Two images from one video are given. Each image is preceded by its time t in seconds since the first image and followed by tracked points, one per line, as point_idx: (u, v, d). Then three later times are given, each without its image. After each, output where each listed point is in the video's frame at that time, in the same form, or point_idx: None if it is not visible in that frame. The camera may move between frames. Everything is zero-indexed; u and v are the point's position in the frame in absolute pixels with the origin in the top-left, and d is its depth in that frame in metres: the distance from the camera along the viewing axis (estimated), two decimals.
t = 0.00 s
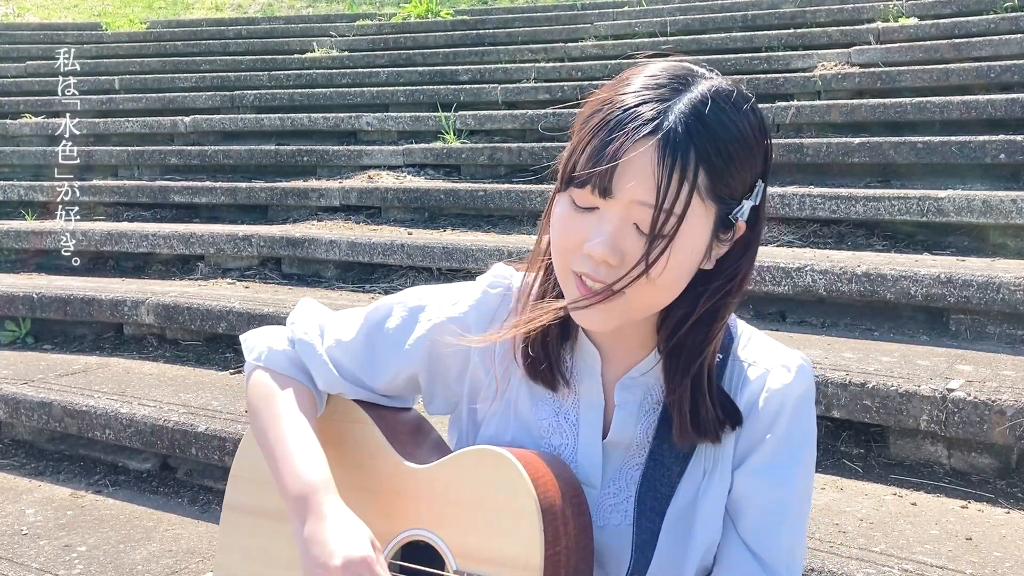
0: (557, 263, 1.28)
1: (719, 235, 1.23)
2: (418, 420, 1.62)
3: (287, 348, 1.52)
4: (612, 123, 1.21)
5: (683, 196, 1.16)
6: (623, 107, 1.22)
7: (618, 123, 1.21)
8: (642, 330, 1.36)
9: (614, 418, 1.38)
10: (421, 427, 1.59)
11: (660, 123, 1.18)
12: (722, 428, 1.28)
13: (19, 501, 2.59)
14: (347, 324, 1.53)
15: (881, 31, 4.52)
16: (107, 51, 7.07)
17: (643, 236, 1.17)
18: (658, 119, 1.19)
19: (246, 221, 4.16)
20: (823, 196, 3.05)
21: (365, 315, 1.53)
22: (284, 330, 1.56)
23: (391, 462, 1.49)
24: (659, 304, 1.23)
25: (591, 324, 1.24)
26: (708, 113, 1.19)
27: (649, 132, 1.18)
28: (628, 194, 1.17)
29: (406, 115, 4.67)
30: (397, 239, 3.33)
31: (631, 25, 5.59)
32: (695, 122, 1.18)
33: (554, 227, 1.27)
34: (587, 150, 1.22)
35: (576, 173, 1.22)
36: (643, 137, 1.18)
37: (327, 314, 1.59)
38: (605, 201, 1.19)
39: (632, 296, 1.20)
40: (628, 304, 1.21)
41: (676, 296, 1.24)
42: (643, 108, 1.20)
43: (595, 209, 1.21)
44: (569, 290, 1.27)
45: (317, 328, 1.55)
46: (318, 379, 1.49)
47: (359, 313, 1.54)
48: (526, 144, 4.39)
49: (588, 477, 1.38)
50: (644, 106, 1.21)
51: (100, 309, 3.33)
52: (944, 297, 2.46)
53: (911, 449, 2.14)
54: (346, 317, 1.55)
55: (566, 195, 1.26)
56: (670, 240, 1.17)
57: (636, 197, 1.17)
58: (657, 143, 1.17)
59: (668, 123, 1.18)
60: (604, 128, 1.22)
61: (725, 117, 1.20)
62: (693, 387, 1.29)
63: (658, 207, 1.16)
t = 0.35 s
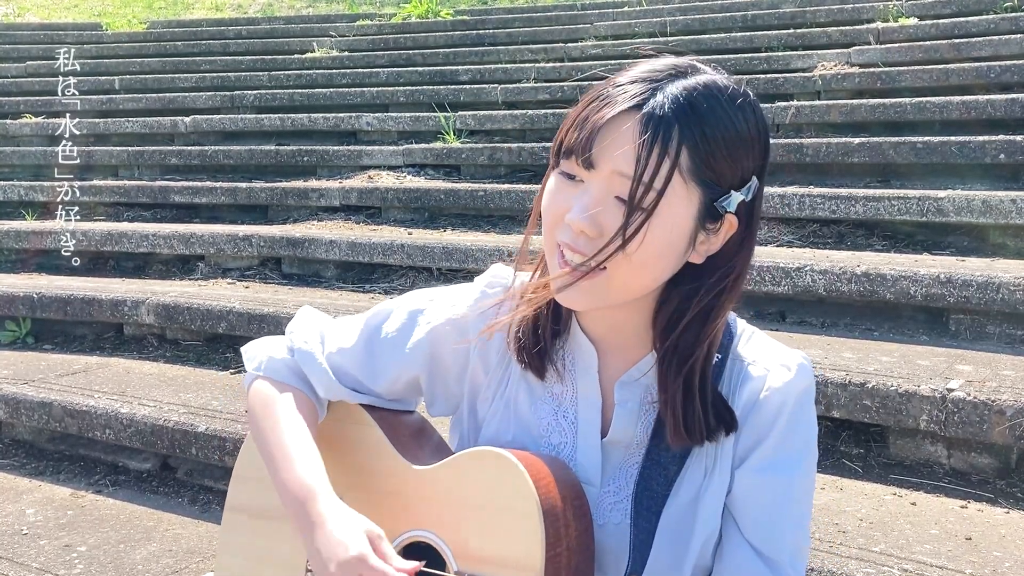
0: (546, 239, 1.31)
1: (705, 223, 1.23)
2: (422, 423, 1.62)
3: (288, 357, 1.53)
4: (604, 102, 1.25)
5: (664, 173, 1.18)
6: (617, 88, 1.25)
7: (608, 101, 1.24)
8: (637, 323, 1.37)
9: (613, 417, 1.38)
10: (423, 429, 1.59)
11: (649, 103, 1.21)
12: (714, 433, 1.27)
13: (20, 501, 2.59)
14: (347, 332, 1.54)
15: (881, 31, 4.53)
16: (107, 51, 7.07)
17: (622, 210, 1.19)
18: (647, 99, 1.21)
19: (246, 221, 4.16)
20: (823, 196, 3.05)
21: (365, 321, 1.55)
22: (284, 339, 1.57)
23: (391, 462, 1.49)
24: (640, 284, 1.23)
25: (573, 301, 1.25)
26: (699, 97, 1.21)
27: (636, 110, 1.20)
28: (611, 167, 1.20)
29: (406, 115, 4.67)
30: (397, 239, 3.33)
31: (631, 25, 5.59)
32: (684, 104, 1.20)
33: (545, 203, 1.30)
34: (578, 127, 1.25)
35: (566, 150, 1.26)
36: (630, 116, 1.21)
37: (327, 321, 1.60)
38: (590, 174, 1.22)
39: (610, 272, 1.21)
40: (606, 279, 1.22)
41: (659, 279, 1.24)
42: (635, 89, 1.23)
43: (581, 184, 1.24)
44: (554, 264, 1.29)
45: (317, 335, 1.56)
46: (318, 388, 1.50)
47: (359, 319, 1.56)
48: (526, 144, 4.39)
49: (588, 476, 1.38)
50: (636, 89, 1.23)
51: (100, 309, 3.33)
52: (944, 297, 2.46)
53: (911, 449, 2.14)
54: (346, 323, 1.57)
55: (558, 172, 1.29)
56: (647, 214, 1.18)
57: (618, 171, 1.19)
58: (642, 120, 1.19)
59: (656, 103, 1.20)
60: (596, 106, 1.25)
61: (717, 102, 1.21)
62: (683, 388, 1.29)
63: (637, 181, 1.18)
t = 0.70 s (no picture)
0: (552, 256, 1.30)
1: (710, 225, 1.23)
2: (418, 425, 1.62)
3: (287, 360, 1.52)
4: (600, 115, 1.23)
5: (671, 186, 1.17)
6: (610, 99, 1.23)
7: (606, 114, 1.22)
8: (640, 320, 1.37)
9: (616, 412, 1.38)
10: (420, 431, 1.60)
11: (646, 114, 1.19)
12: (726, 417, 1.28)
13: (19, 501, 2.59)
14: (347, 333, 1.54)
15: (882, 31, 4.52)
16: (106, 51, 7.06)
17: (632, 226, 1.18)
18: (644, 110, 1.20)
19: (246, 221, 4.16)
20: (823, 196, 3.05)
21: (364, 322, 1.54)
22: (282, 340, 1.57)
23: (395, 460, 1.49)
24: (650, 294, 1.23)
25: (585, 314, 1.25)
26: (694, 103, 1.20)
27: (635, 123, 1.19)
28: (616, 185, 1.19)
29: (406, 115, 4.67)
30: (397, 239, 3.32)
31: (631, 25, 5.59)
32: (681, 113, 1.19)
33: (548, 220, 1.28)
34: (576, 143, 1.23)
35: (567, 168, 1.24)
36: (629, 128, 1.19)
37: (324, 322, 1.59)
38: (595, 192, 1.21)
39: (622, 287, 1.21)
40: (618, 294, 1.22)
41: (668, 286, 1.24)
42: (629, 100, 1.21)
43: (586, 201, 1.22)
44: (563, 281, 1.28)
45: (316, 336, 1.55)
46: (318, 385, 1.50)
47: (358, 320, 1.56)
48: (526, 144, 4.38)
49: (591, 471, 1.37)
50: (631, 100, 1.22)
51: (100, 309, 3.33)
52: (944, 297, 2.46)
53: (911, 449, 2.14)
54: (346, 324, 1.56)
55: (558, 188, 1.27)
56: (658, 229, 1.17)
57: (625, 188, 1.18)
58: (643, 134, 1.18)
59: (654, 115, 1.19)
60: (593, 120, 1.23)
61: (712, 107, 1.20)
62: (691, 379, 1.29)
63: (645, 197, 1.17)
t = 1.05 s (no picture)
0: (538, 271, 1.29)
1: (695, 232, 1.23)
2: (409, 423, 1.62)
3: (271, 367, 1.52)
4: (577, 131, 1.20)
5: (654, 204, 1.16)
6: (586, 113, 1.20)
7: (583, 130, 1.19)
8: (629, 321, 1.35)
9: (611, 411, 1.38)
10: (412, 430, 1.60)
11: (624, 131, 1.17)
12: (715, 409, 1.28)
13: (19, 501, 2.59)
14: (336, 333, 1.54)
15: (881, 31, 4.52)
16: (107, 51, 7.06)
17: (617, 246, 1.18)
18: (623, 125, 1.17)
19: (246, 221, 4.16)
20: (823, 196, 3.04)
21: (354, 322, 1.54)
22: (270, 340, 1.57)
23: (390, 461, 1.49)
24: (638, 306, 1.24)
25: (576, 327, 1.26)
26: (671, 114, 1.18)
27: (614, 140, 1.17)
28: (599, 205, 1.17)
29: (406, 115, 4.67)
30: (397, 239, 3.32)
31: (631, 25, 5.58)
32: (659, 126, 1.17)
33: (531, 236, 1.27)
34: (554, 161, 1.21)
35: (546, 187, 1.21)
36: (608, 146, 1.17)
37: (314, 322, 1.59)
38: (578, 212, 1.19)
39: (611, 303, 1.21)
40: (607, 310, 1.22)
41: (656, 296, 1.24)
42: (606, 114, 1.19)
43: (569, 220, 1.21)
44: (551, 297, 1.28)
45: (304, 338, 1.55)
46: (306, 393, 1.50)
47: (348, 320, 1.55)
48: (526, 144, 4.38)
49: (587, 472, 1.38)
50: (609, 111, 1.19)
51: (100, 309, 3.33)
52: (944, 297, 2.45)
53: (911, 449, 2.14)
54: (335, 325, 1.56)
55: (539, 204, 1.25)
56: (644, 248, 1.17)
57: (608, 209, 1.17)
58: (622, 152, 1.16)
59: (632, 130, 1.17)
60: (570, 136, 1.20)
61: (690, 116, 1.18)
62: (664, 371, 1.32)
63: (630, 217, 1.16)
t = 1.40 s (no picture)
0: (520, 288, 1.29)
1: (677, 248, 1.22)
2: (406, 426, 1.63)
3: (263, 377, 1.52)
4: (549, 153, 1.19)
5: (629, 226, 1.16)
6: (558, 134, 1.20)
7: (555, 152, 1.19)
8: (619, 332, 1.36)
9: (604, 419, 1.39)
10: (408, 433, 1.61)
11: (597, 153, 1.17)
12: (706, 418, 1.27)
13: (19, 501, 2.59)
14: (325, 342, 1.54)
15: (881, 31, 4.52)
16: (107, 51, 7.07)
17: (594, 269, 1.18)
18: (595, 148, 1.17)
19: (247, 221, 4.16)
20: (823, 196, 3.05)
21: (343, 332, 1.54)
22: (260, 351, 1.56)
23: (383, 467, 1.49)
24: (620, 323, 1.24)
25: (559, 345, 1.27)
26: (643, 133, 1.17)
27: (587, 163, 1.16)
28: (575, 229, 1.17)
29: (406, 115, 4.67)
30: (397, 239, 3.32)
31: (631, 25, 5.59)
32: (632, 147, 1.16)
33: (511, 255, 1.27)
34: (528, 183, 1.21)
35: (522, 210, 1.21)
36: (582, 169, 1.16)
37: (304, 331, 1.59)
38: (554, 236, 1.19)
39: (593, 323, 1.22)
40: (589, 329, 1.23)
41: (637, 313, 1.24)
42: (579, 137, 1.18)
43: (546, 242, 1.21)
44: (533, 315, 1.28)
45: (293, 348, 1.55)
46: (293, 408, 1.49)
47: (337, 329, 1.56)
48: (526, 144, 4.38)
49: (582, 481, 1.39)
50: (580, 133, 1.18)
51: (100, 309, 3.33)
52: (944, 297, 2.46)
53: (911, 448, 2.14)
54: (324, 334, 1.56)
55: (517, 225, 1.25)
56: (621, 271, 1.17)
57: (583, 233, 1.17)
58: (595, 175, 1.16)
59: (605, 152, 1.16)
60: (542, 159, 1.20)
61: (664, 134, 1.18)
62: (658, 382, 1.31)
63: (605, 240, 1.16)
